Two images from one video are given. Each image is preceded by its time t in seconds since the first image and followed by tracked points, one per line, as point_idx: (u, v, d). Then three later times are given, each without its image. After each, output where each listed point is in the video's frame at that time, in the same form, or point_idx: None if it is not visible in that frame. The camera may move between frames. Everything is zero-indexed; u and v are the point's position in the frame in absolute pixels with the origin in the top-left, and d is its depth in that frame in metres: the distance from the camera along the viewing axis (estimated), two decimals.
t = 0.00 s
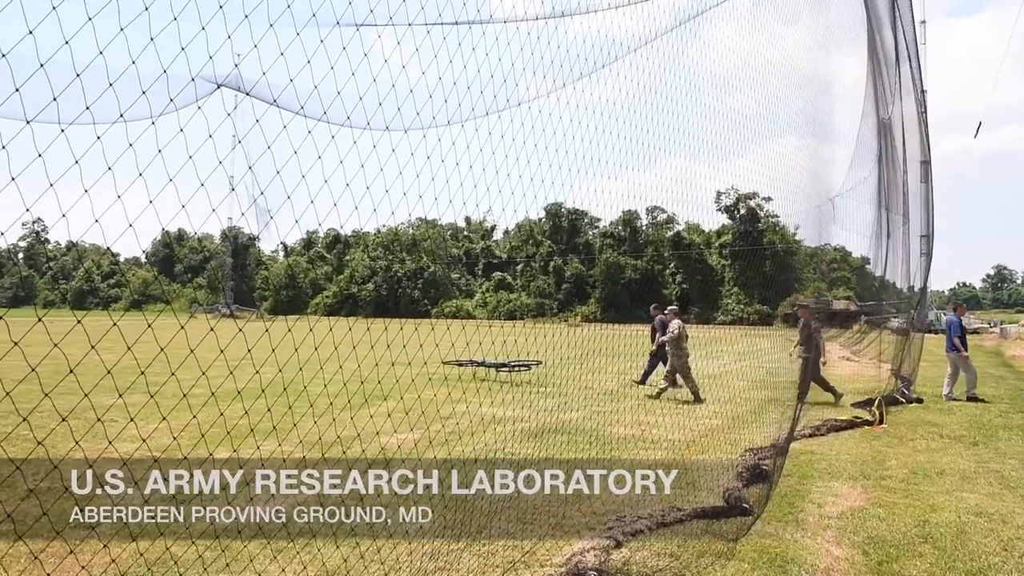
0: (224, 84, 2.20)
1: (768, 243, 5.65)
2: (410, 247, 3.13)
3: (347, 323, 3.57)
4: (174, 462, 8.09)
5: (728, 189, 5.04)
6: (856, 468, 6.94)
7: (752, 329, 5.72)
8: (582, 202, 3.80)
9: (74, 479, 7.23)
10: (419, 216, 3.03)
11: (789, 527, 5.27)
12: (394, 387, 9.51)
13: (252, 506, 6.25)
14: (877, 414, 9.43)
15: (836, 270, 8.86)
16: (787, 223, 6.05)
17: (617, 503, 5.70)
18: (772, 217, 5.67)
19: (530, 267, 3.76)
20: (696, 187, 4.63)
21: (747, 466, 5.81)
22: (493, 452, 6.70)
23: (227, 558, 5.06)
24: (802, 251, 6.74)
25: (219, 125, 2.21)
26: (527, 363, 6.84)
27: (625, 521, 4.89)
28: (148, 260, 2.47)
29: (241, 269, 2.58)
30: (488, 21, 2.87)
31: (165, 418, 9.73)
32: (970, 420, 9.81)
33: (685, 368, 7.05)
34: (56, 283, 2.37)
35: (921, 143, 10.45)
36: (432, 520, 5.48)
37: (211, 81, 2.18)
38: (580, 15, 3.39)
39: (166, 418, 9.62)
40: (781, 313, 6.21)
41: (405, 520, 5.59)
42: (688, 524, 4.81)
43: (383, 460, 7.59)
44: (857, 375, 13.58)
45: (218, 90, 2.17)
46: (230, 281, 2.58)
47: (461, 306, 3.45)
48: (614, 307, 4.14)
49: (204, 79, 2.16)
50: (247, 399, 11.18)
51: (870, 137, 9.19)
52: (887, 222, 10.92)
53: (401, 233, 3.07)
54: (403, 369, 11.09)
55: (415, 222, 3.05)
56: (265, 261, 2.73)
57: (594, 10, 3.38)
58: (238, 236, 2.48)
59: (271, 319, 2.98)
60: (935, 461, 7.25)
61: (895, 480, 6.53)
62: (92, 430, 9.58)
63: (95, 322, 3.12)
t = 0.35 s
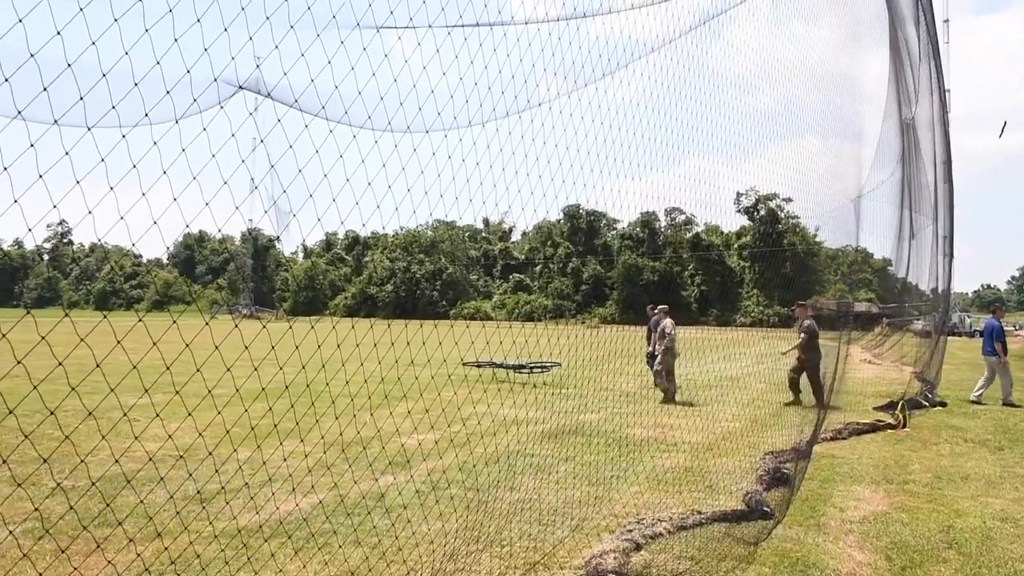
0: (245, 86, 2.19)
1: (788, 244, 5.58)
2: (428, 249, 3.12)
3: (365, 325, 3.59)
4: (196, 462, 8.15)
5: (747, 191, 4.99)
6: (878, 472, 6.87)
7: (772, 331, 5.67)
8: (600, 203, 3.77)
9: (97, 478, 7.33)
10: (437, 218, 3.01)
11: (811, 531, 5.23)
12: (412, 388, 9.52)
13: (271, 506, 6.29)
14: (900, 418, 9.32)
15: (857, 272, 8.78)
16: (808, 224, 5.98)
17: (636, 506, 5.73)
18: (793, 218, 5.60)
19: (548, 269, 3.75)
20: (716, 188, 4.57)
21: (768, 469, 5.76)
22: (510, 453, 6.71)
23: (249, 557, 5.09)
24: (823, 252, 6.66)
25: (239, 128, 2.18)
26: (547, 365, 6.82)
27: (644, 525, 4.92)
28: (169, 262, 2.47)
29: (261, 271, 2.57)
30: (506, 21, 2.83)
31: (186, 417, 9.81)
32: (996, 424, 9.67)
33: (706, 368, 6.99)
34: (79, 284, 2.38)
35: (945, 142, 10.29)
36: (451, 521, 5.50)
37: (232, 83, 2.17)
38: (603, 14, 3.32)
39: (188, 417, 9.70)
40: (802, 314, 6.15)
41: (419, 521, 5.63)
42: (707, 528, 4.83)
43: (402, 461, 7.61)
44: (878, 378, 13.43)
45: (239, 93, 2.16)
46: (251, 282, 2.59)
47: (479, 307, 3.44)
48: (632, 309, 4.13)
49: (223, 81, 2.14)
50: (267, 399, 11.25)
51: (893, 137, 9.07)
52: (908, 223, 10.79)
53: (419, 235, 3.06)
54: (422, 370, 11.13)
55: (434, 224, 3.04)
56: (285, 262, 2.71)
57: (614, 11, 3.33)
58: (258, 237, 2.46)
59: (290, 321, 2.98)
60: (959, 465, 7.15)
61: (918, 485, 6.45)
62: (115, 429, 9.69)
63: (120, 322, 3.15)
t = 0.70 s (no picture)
0: (267, 92, 2.20)
1: (812, 242, 5.51)
2: (450, 250, 3.12)
3: (387, 326, 3.60)
4: (221, 463, 8.22)
5: (769, 189, 4.93)
6: (907, 472, 6.78)
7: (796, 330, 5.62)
8: (620, 203, 3.74)
9: (125, 479, 7.42)
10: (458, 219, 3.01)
11: (839, 532, 5.17)
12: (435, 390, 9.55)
13: (296, 507, 6.32)
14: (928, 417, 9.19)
15: (883, 270, 8.66)
16: (832, 222, 5.91)
17: (661, 507, 5.71)
18: (816, 216, 5.53)
19: (569, 269, 3.74)
20: (738, 185, 4.52)
21: (794, 470, 5.72)
22: (533, 454, 6.70)
23: (275, 558, 5.11)
24: (847, 250, 6.59)
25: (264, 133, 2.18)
26: (569, 365, 6.80)
27: (669, 526, 4.90)
28: (194, 264, 2.49)
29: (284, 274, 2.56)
30: (524, 23, 2.82)
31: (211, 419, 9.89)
32: None
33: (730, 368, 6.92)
34: (106, 288, 2.38)
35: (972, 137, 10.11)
36: (475, 521, 5.50)
37: (255, 89, 2.19)
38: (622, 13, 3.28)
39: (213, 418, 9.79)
40: (827, 313, 6.08)
41: (443, 522, 5.63)
42: (732, 529, 4.77)
43: (425, 462, 7.63)
44: (905, 377, 13.24)
45: (262, 98, 2.17)
46: (273, 285, 2.60)
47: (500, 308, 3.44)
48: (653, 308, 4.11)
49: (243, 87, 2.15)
50: (290, 401, 11.32)
51: (917, 133, 8.93)
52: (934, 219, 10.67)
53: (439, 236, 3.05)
54: (444, 371, 11.16)
55: (454, 225, 3.03)
56: (307, 265, 2.71)
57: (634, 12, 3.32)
58: (280, 240, 2.46)
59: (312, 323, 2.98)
60: (989, 465, 7.03)
61: (947, 486, 6.35)
62: (142, 431, 9.80)
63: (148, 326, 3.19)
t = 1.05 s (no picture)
0: (283, 93, 2.21)
1: (831, 238, 5.46)
2: (466, 250, 3.11)
3: (404, 326, 3.59)
4: (241, 461, 8.28)
5: (787, 185, 4.89)
6: (930, 470, 6.70)
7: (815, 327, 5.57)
8: (636, 200, 3.72)
9: (148, 478, 7.48)
10: (474, 218, 3.01)
11: (861, 530, 5.12)
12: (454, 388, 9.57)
13: (316, 505, 6.35)
14: (951, 415, 9.07)
15: (903, 266, 8.57)
16: (852, 217, 5.84)
17: (682, 505, 5.67)
18: (835, 212, 5.47)
19: (585, 267, 3.72)
20: (755, 181, 4.48)
21: (815, 468, 5.68)
22: (552, 452, 6.69)
23: (295, 556, 5.13)
24: (867, 246, 6.52)
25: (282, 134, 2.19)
26: (588, 363, 6.78)
27: (689, 523, 4.87)
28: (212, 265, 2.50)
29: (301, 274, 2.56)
30: (535, 21, 2.82)
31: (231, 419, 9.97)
32: None
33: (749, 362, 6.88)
34: (127, 289, 2.39)
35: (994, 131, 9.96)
36: (495, 519, 5.51)
37: (271, 91, 2.20)
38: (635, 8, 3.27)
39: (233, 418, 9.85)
40: (846, 309, 6.02)
41: (463, 520, 5.63)
42: (752, 527, 4.76)
43: (444, 460, 7.65)
44: (928, 374, 13.08)
45: (279, 99, 2.17)
46: (291, 285, 2.60)
47: (517, 307, 3.42)
48: (671, 306, 4.09)
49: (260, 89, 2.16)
50: (309, 400, 11.37)
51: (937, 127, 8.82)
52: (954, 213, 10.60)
53: (456, 236, 3.05)
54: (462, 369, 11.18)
55: (471, 224, 3.02)
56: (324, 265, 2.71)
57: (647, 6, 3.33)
58: (297, 239, 2.46)
59: (330, 323, 2.98)
60: (1014, 464, 6.93)
61: (972, 484, 6.26)
62: (163, 430, 9.89)
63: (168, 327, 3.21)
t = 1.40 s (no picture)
0: (298, 92, 2.21)
1: (848, 235, 5.41)
2: (481, 248, 3.11)
3: (417, 324, 3.58)
4: (258, 459, 8.32)
5: (802, 181, 4.85)
6: (951, 468, 6.63)
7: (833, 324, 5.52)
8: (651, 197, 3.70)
9: (167, 476, 7.53)
10: (490, 217, 3.00)
11: (881, 529, 5.07)
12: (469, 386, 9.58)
13: (333, 503, 6.37)
14: (971, 412, 8.97)
15: (922, 262, 8.48)
16: (869, 213, 5.78)
17: (699, 503, 5.64)
18: (852, 209, 5.42)
19: (600, 265, 3.70)
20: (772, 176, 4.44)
21: (833, 467, 5.64)
22: (567, 450, 6.68)
23: (313, 553, 5.15)
24: (885, 242, 6.45)
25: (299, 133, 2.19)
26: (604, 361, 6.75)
27: (706, 522, 4.84)
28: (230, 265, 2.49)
29: (317, 273, 2.56)
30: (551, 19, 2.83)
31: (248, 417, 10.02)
32: None
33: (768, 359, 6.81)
34: (145, 288, 2.40)
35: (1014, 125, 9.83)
36: (511, 517, 5.50)
37: (286, 90, 2.20)
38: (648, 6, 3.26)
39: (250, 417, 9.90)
40: (864, 306, 5.97)
41: (479, 518, 5.62)
42: (770, 526, 4.73)
43: (460, 458, 7.66)
44: (947, 371, 12.95)
45: (296, 99, 2.18)
46: (307, 285, 2.59)
47: (531, 305, 3.42)
48: (686, 303, 4.06)
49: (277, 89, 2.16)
50: (325, 398, 11.41)
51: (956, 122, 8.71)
52: (973, 207, 10.61)
53: (471, 235, 3.04)
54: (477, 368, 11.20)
55: (485, 222, 3.01)
56: (340, 265, 2.71)
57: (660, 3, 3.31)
58: (313, 239, 2.46)
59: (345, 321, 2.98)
60: None
61: (993, 482, 6.19)
62: (181, 428, 9.95)
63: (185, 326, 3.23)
